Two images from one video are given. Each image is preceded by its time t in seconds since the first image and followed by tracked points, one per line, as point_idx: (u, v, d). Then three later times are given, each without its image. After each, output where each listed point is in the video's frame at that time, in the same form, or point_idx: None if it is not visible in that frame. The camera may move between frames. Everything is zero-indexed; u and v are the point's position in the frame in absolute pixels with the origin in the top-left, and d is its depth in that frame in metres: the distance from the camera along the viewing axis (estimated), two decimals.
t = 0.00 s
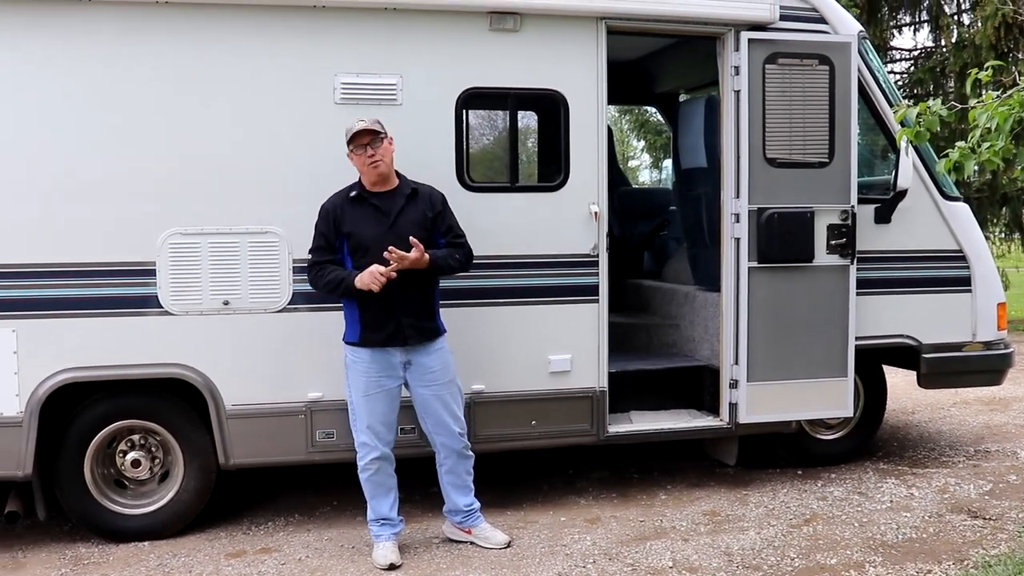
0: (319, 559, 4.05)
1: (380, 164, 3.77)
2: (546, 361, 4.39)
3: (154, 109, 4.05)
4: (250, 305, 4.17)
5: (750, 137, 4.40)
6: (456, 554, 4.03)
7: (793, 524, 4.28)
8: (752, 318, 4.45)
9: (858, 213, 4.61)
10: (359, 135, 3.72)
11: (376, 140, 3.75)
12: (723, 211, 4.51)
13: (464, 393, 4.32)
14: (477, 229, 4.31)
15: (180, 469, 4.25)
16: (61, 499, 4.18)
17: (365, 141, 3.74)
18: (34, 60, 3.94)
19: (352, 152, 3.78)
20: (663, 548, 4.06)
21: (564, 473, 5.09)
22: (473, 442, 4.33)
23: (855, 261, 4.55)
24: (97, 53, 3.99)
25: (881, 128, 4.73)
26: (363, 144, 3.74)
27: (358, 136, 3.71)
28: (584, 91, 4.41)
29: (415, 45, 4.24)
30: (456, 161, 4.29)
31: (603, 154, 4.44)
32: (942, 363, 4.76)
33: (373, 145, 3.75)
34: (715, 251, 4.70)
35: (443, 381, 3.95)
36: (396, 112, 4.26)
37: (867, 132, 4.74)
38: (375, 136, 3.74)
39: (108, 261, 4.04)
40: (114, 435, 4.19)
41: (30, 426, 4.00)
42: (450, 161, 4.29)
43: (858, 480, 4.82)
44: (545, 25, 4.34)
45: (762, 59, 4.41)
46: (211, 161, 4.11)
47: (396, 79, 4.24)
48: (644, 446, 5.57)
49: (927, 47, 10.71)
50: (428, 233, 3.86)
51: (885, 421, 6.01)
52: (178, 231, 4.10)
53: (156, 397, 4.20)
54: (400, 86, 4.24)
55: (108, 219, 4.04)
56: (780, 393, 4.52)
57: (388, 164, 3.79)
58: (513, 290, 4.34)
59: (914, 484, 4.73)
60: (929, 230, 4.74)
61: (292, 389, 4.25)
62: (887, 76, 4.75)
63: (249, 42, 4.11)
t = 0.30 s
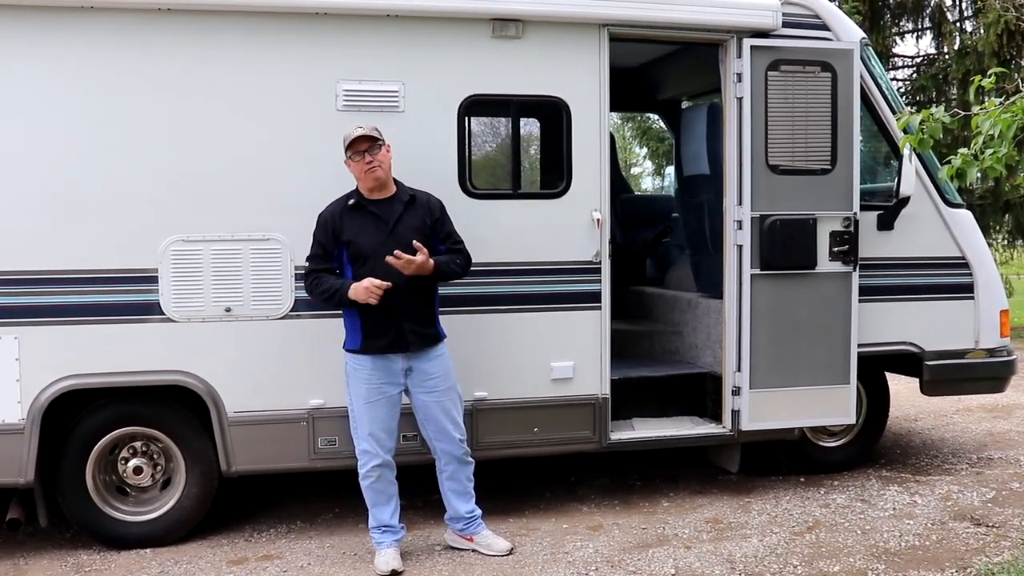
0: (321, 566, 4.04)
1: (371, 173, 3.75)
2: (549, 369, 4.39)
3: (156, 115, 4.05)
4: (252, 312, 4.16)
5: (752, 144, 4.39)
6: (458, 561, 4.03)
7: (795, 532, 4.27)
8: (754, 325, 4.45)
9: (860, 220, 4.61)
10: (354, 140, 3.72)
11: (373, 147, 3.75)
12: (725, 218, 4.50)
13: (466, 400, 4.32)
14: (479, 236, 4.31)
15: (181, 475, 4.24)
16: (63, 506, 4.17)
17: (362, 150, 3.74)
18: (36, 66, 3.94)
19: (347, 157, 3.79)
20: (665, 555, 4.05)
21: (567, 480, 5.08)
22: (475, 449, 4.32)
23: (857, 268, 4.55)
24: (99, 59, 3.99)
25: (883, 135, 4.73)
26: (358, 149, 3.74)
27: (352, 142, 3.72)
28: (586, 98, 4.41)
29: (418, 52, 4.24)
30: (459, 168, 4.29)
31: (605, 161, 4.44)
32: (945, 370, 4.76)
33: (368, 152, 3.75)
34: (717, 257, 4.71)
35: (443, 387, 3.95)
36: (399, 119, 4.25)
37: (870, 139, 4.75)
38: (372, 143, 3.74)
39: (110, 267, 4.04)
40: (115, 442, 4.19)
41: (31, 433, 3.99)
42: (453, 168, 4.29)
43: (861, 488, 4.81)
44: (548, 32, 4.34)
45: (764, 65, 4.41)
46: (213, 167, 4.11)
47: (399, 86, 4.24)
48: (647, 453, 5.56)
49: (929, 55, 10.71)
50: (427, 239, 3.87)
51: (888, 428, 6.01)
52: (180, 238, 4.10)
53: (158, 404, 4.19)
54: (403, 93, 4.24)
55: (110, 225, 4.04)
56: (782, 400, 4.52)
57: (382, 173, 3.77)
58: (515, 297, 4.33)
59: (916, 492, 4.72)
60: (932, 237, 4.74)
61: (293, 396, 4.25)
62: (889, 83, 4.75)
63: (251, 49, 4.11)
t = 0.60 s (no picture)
0: (322, 570, 4.04)
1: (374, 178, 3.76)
2: (550, 372, 4.39)
3: (157, 118, 4.05)
4: (253, 315, 4.16)
5: (753, 147, 4.39)
6: (460, 565, 4.02)
7: (797, 535, 4.27)
8: (755, 328, 4.45)
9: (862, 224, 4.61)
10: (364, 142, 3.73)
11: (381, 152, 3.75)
12: (726, 221, 4.50)
13: (468, 403, 4.31)
14: (481, 240, 4.31)
15: (183, 479, 4.24)
16: (63, 509, 4.16)
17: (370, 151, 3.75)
18: (38, 69, 3.93)
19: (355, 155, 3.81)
20: (667, 559, 4.05)
21: (568, 484, 5.08)
22: (476, 453, 4.32)
23: (859, 271, 4.54)
24: (100, 62, 3.98)
25: (885, 139, 4.73)
26: (366, 150, 3.75)
27: (361, 142, 3.72)
28: (588, 102, 4.41)
29: (420, 55, 4.24)
30: (460, 172, 4.29)
31: (607, 165, 4.44)
32: (946, 374, 4.76)
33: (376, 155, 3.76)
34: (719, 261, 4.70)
35: (443, 391, 3.95)
36: (400, 123, 4.25)
37: (871, 143, 4.75)
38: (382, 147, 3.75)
39: (111, 271, 4.04)
40: (116, 445, 4.18)
41: (32, 436, 3.99)
42: (455, 172, 4.28)
43: (862, 491, 4.81)
44: (550, 36, 4.34)
45: (765, 69, 4.41)
46: (214, 170, 4.10)
47: (400, 89, 4.23)
48: (648, 457, 5.56)
49: (931, 59, 10.71)
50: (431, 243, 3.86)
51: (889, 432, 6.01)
52: (181, 241, 4.09)
53: (159, 408, 4.19)
54: (404, 97, 4.24)
55: (112, 228, 4.03)
56: (783, 403, 4.52)
57: (386, 179, 3.77)
58: (517, 300, 4.33)
59: (918, 495, 4.72)
60: (933, 241, 4.74)
61: (295, 400, 4.24)
62: (891, 87, 4.75)
63: (253, 52, 4.11)
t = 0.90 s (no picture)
0: (321, 570, 4.04)
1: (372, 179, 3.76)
2: (549, 372, 4.39)
3: (156, 117, 4.05)
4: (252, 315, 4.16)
5: (752, 148, 4.39)
6: (458, 565, 4.02)
7: (796, 536, 4.27)
8: (754, 329, 4.45)
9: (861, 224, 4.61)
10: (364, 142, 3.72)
11: (381, 154, 3.73)
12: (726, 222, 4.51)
13: (467, 403, 4.31)
14: (480, 240, 4.31)
15: (181, 479, 4.24)
16: (62, 509, 4.16)
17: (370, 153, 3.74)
18: (37, 69, 3.93)
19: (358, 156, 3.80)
20: (666, 559, 4.05)
21: (567, 484, 5.08)
22: (475, 453, 4.32)
23: (857, 272, 4.55)
24: (100, 62, 3.98)
25: (884, 140, 4.73)
26: (367, 152, 3.74)
27: (361, 143, 3.71)
28: (587, 102, 4.41)
29: (419, 55, 4.24)
30: (459, 172, 4.29)
31: (606, 165, 4.44)
32: (944, 375, 4.76)
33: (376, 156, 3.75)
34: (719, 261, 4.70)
35: (442, 391, 3.95)
36: (400, 123, 4.25)
37: (871, 143, 4.75)
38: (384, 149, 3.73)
39: (109, 270, 4.03)
40: (115, 446, 4.18)
41: (30, 436, 3.98)
42: (454, 172, 4.29)
43: (861, 492, 4.81)
44: (549, 36, 4.34)
45: (765, 69, 4.41)
46: (213, 170, 4.10)
47: (399, 89, 4.23)
48: (647, 457, 5.56)
49: (929, 59, 10.72)
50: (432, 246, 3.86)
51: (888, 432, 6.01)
52: (180, 241, 4.09)
53: (158, 407, 4.19)
54: (403, 96, 4.24)
55: (111, 228, 4.03)
56: (782, 404, 4.52)
57: (383, 182, 3.76)
58: (515, 300, 4.33)
59: (917, 496, 4.72)
60: (932, 242, 4.74)
61: (293, 400, 4.24)
62: (890, 87, 4.75)
63: (251, 52, 4.11)
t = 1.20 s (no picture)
0: (320, 566, 4.04)
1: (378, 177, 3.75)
2: (548, 369, 4.39)
3: (156, 113, 4.04)
4: (251, 311, 4.16)
5: (752, 145, 4.39)
6: (458, 561, 4.03)
7: (794, 532, 4.28)
8: (753, 326, 4.46)
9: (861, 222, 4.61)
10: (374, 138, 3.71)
11: (391, 151, 3.74)
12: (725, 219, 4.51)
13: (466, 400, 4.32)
14: (479, 237, 4.31)
15: (181, 475, 4.25)
16: (62, 505, 4.17)
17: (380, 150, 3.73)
18: (37, 65, 3.93)
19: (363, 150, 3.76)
20: (664, 555, 4.06)
21: (566, 480, 5.09)
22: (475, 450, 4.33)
23: (856, 269, 4.55)
24: (99, 58, 3.98)
25: (883, 137, 4.73)
26: (378, 149, 3.73)
27: (371, 140, 3.71)
28: (587, 99, 4.41)
29: (419, 52, 4.23)
30: (459, 169, 4.29)
31: (606, 163, 4.44)
32: (943, 372, 4.77)
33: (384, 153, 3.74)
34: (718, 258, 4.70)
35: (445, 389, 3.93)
36: (399, 120, 4.25)
37: (871, 141, 4.75)
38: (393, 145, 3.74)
39: (109, 267, 4.04)
40: (115, 442, 4.19)
41: (30, 432, 3.99)
42: (453, 169, 4.28)
43: (859, 489, 4.83)
44: (549, 33, 4.34)
45: (764, 66, 4.41)
46: (213, 167, 4.10)
47: (398, 86, 4.23)
48: (646, 454, 5.58)
49: (929, 57, 10.71)
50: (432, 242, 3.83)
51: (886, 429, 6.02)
52: (179, 238, 4.09)
53: (157, 404, 4.19)
54: (402, 93, 4.23)
55: (110, 225, 4.03)
56: (781, 401, 4.52)
57: (389, 179, 3.76)
58: (515, 297, 4.33)
59: (914, 493, 4.73)
60: (931, 239, 4.75)
61: (293, 397, 4.24)
62: (890, 85, 4.75)
63: (251, 48, 4.10)
